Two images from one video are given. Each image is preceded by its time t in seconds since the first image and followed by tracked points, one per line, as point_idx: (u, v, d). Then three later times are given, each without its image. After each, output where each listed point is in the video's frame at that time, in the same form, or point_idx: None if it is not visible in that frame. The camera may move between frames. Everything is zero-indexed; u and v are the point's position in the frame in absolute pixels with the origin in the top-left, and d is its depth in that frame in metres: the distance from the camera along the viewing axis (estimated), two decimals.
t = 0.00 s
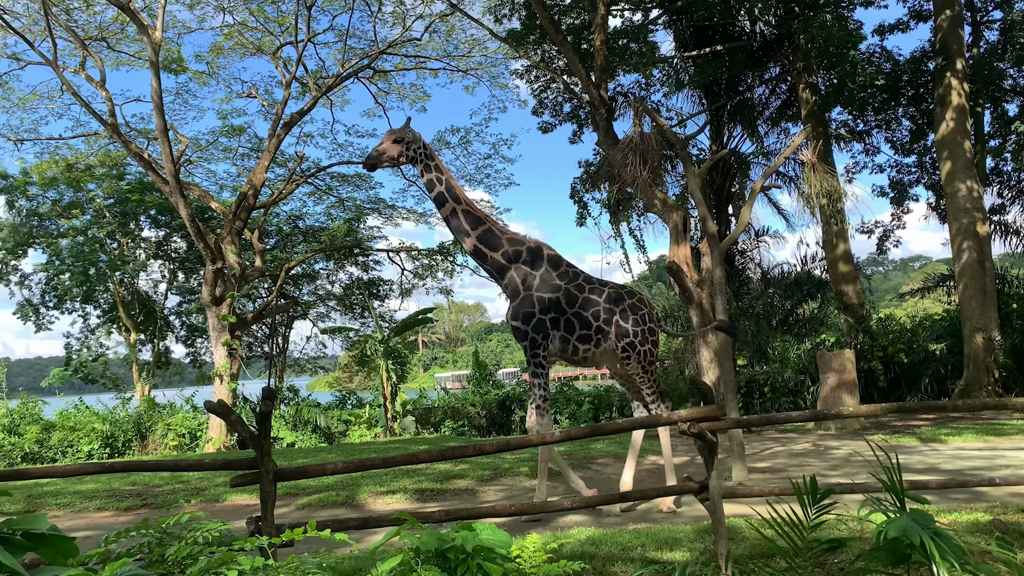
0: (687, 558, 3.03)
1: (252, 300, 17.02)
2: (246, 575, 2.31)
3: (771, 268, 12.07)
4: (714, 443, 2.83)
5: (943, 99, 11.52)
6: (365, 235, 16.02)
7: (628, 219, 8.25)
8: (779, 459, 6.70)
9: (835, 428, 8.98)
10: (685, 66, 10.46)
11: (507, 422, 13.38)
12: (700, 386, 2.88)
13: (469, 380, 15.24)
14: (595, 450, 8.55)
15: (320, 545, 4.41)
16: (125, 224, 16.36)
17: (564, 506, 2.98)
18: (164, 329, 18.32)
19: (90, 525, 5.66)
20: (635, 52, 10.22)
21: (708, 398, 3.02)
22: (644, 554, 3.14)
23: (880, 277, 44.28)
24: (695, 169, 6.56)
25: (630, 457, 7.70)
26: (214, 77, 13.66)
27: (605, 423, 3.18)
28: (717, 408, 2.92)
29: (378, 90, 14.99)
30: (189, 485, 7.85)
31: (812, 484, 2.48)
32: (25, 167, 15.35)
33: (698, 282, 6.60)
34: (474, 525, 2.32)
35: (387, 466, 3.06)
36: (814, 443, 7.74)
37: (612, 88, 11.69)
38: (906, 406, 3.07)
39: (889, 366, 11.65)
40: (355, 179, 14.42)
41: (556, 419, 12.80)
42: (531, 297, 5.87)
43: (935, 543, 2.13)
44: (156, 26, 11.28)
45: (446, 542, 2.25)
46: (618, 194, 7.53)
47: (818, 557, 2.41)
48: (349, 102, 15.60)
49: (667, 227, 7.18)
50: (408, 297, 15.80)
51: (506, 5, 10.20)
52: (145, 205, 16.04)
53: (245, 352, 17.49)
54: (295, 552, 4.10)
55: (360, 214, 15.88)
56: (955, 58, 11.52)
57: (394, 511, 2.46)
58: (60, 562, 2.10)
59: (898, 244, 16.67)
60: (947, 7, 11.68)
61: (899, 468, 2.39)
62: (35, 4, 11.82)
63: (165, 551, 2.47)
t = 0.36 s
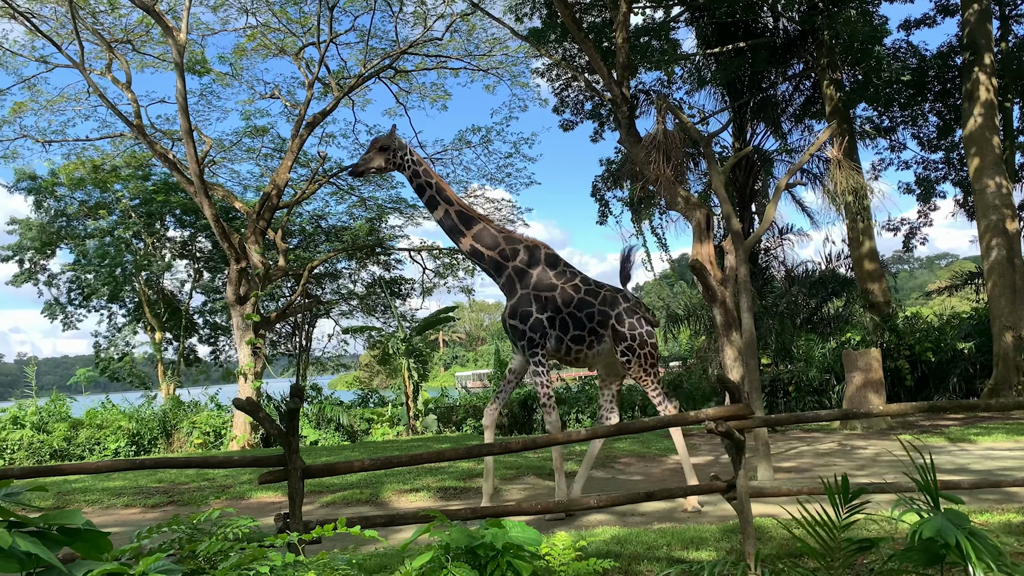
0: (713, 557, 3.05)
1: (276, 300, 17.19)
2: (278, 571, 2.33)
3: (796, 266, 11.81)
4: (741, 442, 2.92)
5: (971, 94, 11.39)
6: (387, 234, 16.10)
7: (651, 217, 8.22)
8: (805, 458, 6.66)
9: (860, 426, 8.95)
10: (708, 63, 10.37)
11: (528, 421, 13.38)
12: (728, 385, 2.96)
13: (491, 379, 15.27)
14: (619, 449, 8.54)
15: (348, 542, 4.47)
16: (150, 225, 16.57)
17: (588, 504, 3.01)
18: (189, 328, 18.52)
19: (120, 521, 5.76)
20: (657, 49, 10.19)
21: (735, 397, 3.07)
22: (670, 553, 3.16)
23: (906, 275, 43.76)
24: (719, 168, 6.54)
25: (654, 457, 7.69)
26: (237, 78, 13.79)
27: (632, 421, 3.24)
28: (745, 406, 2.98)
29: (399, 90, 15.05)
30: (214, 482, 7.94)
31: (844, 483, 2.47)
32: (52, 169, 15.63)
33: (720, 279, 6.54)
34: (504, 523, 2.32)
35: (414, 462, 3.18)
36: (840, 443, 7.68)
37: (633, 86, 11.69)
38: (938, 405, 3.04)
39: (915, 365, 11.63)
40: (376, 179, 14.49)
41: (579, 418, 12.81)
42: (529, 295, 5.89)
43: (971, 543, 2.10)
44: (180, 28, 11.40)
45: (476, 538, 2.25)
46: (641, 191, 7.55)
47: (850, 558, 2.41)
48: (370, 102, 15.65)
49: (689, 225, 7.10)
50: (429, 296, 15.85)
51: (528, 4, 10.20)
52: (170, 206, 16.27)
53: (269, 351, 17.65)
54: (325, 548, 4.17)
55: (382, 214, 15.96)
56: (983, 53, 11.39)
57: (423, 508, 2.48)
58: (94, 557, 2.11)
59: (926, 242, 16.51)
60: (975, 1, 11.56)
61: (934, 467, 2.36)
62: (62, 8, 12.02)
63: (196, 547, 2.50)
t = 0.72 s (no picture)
0: (751, 557, 3.05)
1: (310, 299, 17.43)
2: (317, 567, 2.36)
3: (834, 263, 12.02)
4: (781, 441, 2.91)
5: (1014, 86, 11.14)
6: (419, 233, 16.17)
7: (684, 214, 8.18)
8: (843, 458, 6.58)
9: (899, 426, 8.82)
10: (743, 58, 10.40)
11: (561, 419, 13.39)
12: (766, 382, 2.93)
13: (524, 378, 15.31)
14: (654, 447, 8.51)
15: (385, 539, 4.56)
16: (187, 226, 16.84)
17: (624, 504, 3.02)
18: (226, 327, 18.83)
19: (161, 517, 5.91)
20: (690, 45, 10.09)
21: (773, 395, 3.05)
22: (706, 553, 3.17)
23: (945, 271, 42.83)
24: (755, 164, 6.45)
25: (690, 456, 7.65)
26: (270, 80, 13.93)
27: (667, 420, 3.23)
28: (784, 405, 2.96)
29: (429, 90, 15.10)
30: (252, 479, 8.09)
31: (887, 482, 2.45)
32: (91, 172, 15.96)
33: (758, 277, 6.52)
34: (541, 521, 2.31)
35: (449, 460, 3.19)
36: (880, 443, 7.57)
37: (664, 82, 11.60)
38: (986, 405, 2.97)
39: (959, 362, 11.41)
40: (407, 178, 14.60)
41: (613, 417, 12.82)
42: (519, 303, 5.88)
43: (1021, 545, 2.06)
44: (215, 32, 11.53)
45: (514, 536, 2.25)
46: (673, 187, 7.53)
47: (894, 558, 2.38)
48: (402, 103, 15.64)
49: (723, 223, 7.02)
50: (460, 295, 15.89)
51: (559, 1, 10.15)
52: (206, 207, 16.54)
53: (304, 350, 17.88)
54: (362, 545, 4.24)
55: (414, 213, 16.05)
56: None
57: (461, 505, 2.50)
58: (139, 552, 2.12)
59: (968, 236, 16.14)
60: None
61: (982, 466, 2.31)
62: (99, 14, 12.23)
63: (237, 542, 2.53)
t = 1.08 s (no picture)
0: (797, 558, 3.02)
1: (352, 297, 17.68)
2: (359, 563, 2.39)
3: (882, 259, 11.43)
4: (828, 441, 2.86)
5: None
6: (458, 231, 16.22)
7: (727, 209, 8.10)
8: (894, 458, 6.44)
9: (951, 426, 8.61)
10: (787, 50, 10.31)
11: (602, 417, 13.35)
12: (813, 380, 2.88)
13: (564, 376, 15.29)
14: (697, 446, 8.44)
15: (426, 536, 4.61)
16: (231, 226, 17.14)
17: (667, 503, 3.00)
18: (270, 325, 19.12)
19: (207, 512, 6.06)
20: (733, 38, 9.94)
21: (820, 394, 3.00)
22: (751, 553, 3.14)
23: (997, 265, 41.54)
24: (800, 158, 6.36)
25: (734, 455, 7.57)
26: (312, 81, 14.10)
27: (711, 419, 3.19)
28: (832, 404, 2.91)
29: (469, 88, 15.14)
30: (294, 475, 8.23)
31: (942, 483, 2.38)
32: (139, 173, 16.36)
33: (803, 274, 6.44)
34: (583, 519, 2.30)
35: (490, 458, 3.20)
36: (932, 443, 7.39)
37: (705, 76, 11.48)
38: None
39: (1014, 361, 10.87)
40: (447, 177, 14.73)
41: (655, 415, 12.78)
42: (524, 301, 5.88)
43: None
44: (258, 33, 11.69)
45: (556, 534, 2.24)
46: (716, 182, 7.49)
47: (948, 560, 2.32)
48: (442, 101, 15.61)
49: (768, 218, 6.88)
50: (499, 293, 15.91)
51: None
52: (250, 208, 16.85)
53: (346, 347, 18.11)
54: (405, 541, 4.30)
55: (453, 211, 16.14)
56: None
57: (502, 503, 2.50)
58: (186, 547, 2.12)
59: None
60: None
61: None
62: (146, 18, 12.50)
63: (281, 538, 2.59)
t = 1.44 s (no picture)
0: (845, 561, 2.97)
1: (392, 296, 17.85)
2: (402, 561, 2.40)
3: (930, 255, 11.19)
4: (876, 441, 2.81)
5: None
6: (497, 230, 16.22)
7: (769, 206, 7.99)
8: (946, 460, 6.29)
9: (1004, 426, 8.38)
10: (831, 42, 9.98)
11: (643, 417, 13.29)
12: (859, 380, 2.83)
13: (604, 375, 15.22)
14: (740, 446, 8.35)
15: (466, 535, 4.64)
16: (274, 227, 17.41)
17: (710, 505, 2.98)
18: (312, 324, 19.38)
19: (249, 509, 6.19)
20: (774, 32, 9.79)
21: (866, 393, 2.94)
22: (797, 555, 3.10)
23: None
24: (844, 153, 6.21)
25: (778, 456, 7.47)
26: (351, 82, 14.24)
27: (754, 419, 3.15)
28: (879, 403, 2.86)
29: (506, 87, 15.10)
30: (337, 473, 8.36)
31: (995, 485, 2.32)
32: (183, 176, 16.70)
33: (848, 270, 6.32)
34: (623, 520, 2.29)
35: (530, 457, 3.21)
36: (986, 444, 7.20)
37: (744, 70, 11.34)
38: None
39: None
40: (484, 176, 14.74)
41: (697, 415, 12.68)
42: (531, 299, 5.89)
43: None
44: (298, 37, 11.82)
45: (597, 535, 2.22)
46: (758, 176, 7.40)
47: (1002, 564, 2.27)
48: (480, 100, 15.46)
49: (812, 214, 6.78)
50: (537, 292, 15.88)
51: None
52: (291, 209, 17.10)
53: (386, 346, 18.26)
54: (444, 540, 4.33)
55: (491, 210, 16.16)
56: None
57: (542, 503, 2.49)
58: (231, 544, 2.14)
59: None
60: None
61: None
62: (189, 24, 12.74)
63: (323, 536, 2.61)
